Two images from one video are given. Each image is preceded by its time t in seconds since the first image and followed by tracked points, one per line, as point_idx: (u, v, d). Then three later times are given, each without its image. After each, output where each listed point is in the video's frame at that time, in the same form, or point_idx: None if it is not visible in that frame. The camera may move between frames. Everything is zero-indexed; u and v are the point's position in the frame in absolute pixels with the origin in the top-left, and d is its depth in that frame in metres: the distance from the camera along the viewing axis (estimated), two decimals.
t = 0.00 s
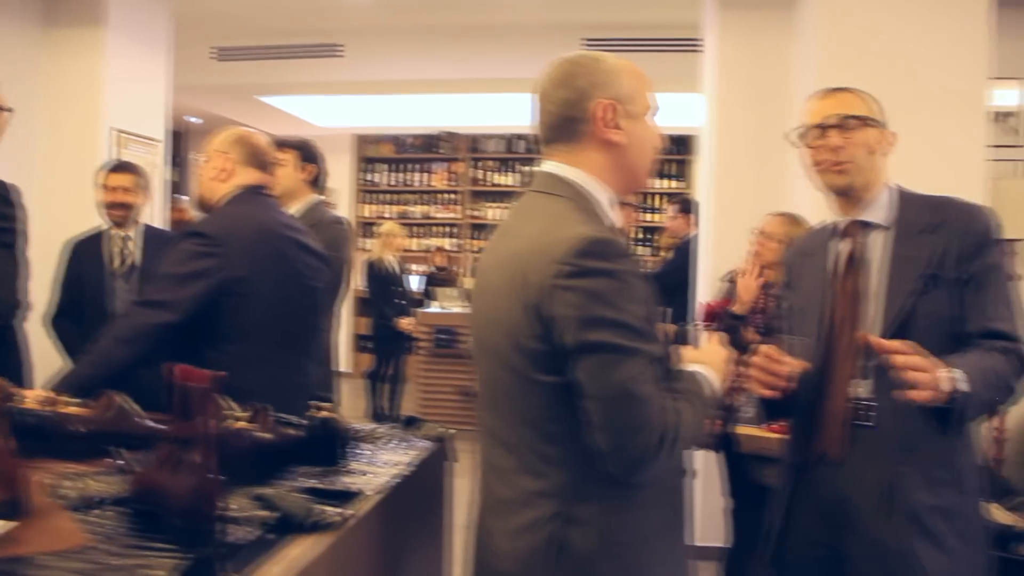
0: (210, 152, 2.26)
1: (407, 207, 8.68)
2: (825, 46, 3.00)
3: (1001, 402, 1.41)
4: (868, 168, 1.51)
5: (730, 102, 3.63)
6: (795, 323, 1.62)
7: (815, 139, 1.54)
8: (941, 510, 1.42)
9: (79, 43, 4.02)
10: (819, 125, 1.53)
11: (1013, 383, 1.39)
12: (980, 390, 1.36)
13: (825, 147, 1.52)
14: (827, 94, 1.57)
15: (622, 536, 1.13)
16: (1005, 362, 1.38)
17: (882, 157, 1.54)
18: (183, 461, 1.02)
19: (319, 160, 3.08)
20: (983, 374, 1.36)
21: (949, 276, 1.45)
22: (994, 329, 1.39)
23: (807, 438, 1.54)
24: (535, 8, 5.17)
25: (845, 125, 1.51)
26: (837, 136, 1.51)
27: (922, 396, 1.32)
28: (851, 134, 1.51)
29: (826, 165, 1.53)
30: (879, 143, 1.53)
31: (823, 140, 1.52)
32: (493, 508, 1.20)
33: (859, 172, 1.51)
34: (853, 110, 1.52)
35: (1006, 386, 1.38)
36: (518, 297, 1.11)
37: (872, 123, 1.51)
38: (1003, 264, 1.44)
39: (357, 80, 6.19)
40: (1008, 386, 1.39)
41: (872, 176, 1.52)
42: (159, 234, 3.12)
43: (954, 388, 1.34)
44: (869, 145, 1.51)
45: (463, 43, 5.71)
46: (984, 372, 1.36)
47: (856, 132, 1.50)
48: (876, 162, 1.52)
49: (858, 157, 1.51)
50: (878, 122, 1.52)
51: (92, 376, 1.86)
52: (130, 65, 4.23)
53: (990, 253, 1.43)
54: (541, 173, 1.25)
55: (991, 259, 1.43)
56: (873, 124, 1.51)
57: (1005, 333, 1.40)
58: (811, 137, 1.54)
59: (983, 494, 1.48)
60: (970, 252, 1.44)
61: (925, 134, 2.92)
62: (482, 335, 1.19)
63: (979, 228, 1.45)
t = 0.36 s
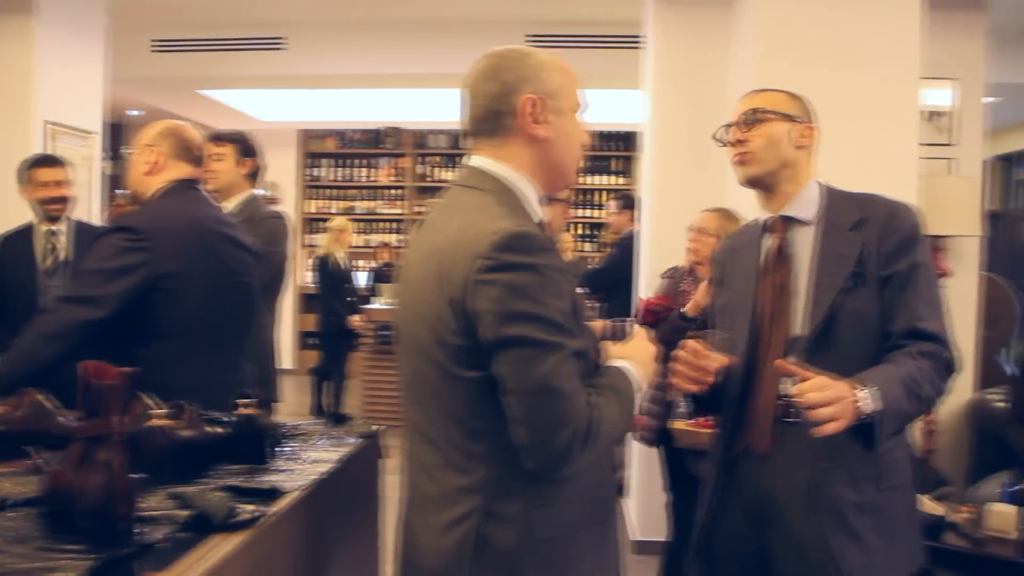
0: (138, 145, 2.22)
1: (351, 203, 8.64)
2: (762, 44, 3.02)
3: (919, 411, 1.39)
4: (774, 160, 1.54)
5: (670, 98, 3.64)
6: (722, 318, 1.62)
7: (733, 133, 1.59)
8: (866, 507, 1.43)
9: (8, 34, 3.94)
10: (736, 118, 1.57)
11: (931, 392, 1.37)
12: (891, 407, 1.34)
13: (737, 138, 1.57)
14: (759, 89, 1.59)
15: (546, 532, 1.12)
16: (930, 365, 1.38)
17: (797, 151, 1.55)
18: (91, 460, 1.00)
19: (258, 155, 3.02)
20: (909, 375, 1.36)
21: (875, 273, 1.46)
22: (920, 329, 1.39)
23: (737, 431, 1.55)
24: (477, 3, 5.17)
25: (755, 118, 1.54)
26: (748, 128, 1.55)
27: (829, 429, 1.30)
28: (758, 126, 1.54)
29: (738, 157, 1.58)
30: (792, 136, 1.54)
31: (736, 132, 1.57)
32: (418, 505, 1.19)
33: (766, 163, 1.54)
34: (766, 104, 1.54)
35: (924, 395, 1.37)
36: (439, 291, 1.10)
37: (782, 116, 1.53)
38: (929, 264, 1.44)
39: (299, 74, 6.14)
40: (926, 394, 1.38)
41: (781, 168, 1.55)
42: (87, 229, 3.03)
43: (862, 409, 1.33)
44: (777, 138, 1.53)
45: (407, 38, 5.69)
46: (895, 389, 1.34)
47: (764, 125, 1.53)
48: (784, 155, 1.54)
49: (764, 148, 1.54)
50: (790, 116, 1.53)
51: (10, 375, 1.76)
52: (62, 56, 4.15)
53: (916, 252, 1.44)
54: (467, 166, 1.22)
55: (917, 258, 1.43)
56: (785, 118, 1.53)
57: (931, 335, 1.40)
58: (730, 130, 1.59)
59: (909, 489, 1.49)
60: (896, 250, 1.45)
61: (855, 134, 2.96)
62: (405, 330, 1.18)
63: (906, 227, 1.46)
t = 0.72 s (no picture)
0: (76, 142, 2.18)
1: (305, 201, 8.57)
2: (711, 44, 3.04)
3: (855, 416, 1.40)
4: (729, 160, 1.54)
5: (622, 98, 3.66)
6: (674, 314, 1.63)
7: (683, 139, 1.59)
8: (807, 507, 1.43)
9: None
10: (683, 125, 1.58)
11: (865, 397, 1.38)
12: (825, 413, 1.34)
13: (688, 144, 1.57)
14: (701, 90, 1.60)
15: (487, 531, 1.11)
16: (868, 370, 1.38)
17: (749, 146, 1.55)
18: (17, 461, 0.97)
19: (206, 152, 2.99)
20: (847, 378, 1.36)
21: (821, 272, 1.46)
22: (863, 331, 1.40)
23: (684, 428, 1.57)
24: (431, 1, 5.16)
25: (702, 121, 1.55)
26: (697, 133, 1.55)
27: (759, 439, 1.29)
28: (708, 129, 1.54)
29: (692, 162, 1.58)
30: (742, 133, 1.55)
31: (686, 139, 1.57)
32: (360, 505, 1.17)
33: (722, 165, 1.55)
34: (711, 105, 1.55)
35: (859, 401, 1.37)
36: (379, 290, 1.09)
37: (730, 116, 1.54)
38: (874, 263, 1.44)
39: (252, 71, 6.07)
40: (862, 399, 1.38)
41: (736, 166, 1.55)
42: (26, 224, 2.94)
43: (795, 418, 1.32)
44: (727, 137, 1.53)
45: (361, 35, 5.66)
46: (827, 397, 1.34)
47: (713, 127, 1.54)
48: (738, 153, 1.54)
49: (716, 150, 1.54)
50: (737, 113, 1.54)
51: None
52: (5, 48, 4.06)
53: (860, 252, 1.44)
54: (411, 164, 1.21)
55: (862, 259, 1.43)
56: (732, 116, 1.54)
57: (873, 337, 1.40)
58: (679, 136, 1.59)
59: (851, 488, 1.49)
60: (841, 250, 1.45)
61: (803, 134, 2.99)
62: (347, 328, 1.16)
63: (852, 227, 1.46)
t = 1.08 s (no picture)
0: (26, 131, 2.16)
1: (260, 198, 8.49)
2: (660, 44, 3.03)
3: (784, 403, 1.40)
4: (670, 156, 1.55)
5: (575, 97, 3.66)
6: (616, 312, 1.64)
7: (625, 135, 1.60)
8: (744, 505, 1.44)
9: None
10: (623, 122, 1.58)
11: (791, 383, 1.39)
12: (745, 390, 1.35)
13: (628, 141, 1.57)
14: (643, 87, 1.60)
15: (423, 532, 1.11)
16: (799, 358, 1.40)
17: (689, 143, 1.56)
18: None
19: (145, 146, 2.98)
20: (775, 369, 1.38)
21: (758, 269, 1.47)
22: (802, 327, 1.41)
23: (624, 426, 1.58)
24: None
25: (642, 117, 1.55)
26: (637, 130, 1.56)
27: (665, 401, 1.30)
28: (648, 125, 1.55)
29: (632, 159, 1.58)
30: (682, 129, 1.55)
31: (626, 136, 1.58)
32: (296, 506, 1.16)
33: (661, 161, 1.55)
34: (652, 101, 1.56)
35: (786, 386, 1.39)
36: (312, 288, 1.08)
37: (671, 112, 1.54)
38: (809, 259, 1.46)
39: (205, 67, 6.01)
40: (790, 385, 1.39)
41: (676, 163, 1.56)
42: None
43: (710, 389, 1.34)
44: (667, 133, 1.54)
45: (315, 31, 5.64)
46: (745, 373, 1.36)
47: (652, 123, 1.54)
48: (679, 149, 1.55)
49: (657, 146, 1.54)
50: (680, 110, 1.55)
51: None
52: None
53: (797, 248, 1.45)
54: (349, 162, 1.20)
55: (798, 255, 1.44)
56: (673, 112, 1.54)
57: (809, 331, 1.42)
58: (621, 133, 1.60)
59: (791, 485, 1.51)
60: (778, 245, 1.47)
61: (750, 136, 3.02)
62: (281, 328, 1.15)
63: (788, 221, 1.48)
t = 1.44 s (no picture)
0: None
1: (209, 198, 8.39)
2: (605, 45, 3.05)
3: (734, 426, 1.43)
4: (608, 149, 1.56)
5: (523, 94, 3.66)
6: (550, 307, 1.64)
7: (563, 126, 1.60)
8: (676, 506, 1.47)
9: None
10: (563, 112, 1.59)
11: (739, 408, 1.41)
12: (704, 443, 1.36)
13: (567, 131, 1.58)
14: (583, 79, 1.61)
15: (354, 533, 1.10)
16: (743, 376, 1.42)
17: (628, 137, 1.57)
18: None
19: (69, 147, 2.98)
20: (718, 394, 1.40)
21: (694, 267, 1.49)
22: (740, 328, 1.44)
23: (556, 423, 1.58)
24: None
25: (582, 109, 1.56)
26: (576, 121, 1.57)
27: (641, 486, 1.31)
28: (587, 117, 1.56)
29: (571, 150, 1.59)
30: (622, 123, 1.56)
31: (565, 126, 1.58)
32: (227, 508, 1.14)
33: (600, 153, 1.56)
34: (594, 93, 1.57)
35: (735, 410, 1.41)
36: (240, 287, 1.07)
37: (610, 104, 1.55)
38: (746, 258, 1.48)
39: (151, 66, 5.94)
40: (739, 409, 1.42)
41: (614, 156, 1.57)
42: None
43: (676, 457, 1.35)
44: (607, 126, 1.55)
45: (266, 31, 5.67)
46: (705, 427, 1.37)
47: (592, 115, 1.55)
48: (617, 142, 1.56)
49: (596, 138, 1.55)
50: (619, 104, 1.56)
51: None
52: None
53: (735, 249, 1.47)
54: (279, 157, 1.18)
55: (736, 257, 1.46)
56: (613, 105, 1.56)
57: (748, 337, 1.44)
58: (560, 123, 1.60)
59: (723, 482, 1.53)
60: (713, 243, 1.48)
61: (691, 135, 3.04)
62: (213, 327, 1.13)
63: (723, 219, 1.49)
